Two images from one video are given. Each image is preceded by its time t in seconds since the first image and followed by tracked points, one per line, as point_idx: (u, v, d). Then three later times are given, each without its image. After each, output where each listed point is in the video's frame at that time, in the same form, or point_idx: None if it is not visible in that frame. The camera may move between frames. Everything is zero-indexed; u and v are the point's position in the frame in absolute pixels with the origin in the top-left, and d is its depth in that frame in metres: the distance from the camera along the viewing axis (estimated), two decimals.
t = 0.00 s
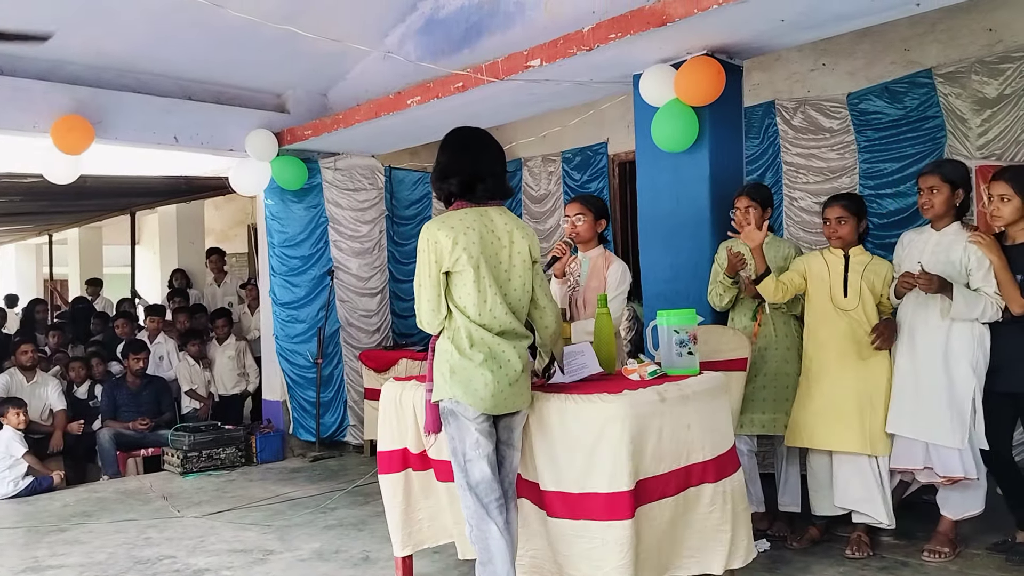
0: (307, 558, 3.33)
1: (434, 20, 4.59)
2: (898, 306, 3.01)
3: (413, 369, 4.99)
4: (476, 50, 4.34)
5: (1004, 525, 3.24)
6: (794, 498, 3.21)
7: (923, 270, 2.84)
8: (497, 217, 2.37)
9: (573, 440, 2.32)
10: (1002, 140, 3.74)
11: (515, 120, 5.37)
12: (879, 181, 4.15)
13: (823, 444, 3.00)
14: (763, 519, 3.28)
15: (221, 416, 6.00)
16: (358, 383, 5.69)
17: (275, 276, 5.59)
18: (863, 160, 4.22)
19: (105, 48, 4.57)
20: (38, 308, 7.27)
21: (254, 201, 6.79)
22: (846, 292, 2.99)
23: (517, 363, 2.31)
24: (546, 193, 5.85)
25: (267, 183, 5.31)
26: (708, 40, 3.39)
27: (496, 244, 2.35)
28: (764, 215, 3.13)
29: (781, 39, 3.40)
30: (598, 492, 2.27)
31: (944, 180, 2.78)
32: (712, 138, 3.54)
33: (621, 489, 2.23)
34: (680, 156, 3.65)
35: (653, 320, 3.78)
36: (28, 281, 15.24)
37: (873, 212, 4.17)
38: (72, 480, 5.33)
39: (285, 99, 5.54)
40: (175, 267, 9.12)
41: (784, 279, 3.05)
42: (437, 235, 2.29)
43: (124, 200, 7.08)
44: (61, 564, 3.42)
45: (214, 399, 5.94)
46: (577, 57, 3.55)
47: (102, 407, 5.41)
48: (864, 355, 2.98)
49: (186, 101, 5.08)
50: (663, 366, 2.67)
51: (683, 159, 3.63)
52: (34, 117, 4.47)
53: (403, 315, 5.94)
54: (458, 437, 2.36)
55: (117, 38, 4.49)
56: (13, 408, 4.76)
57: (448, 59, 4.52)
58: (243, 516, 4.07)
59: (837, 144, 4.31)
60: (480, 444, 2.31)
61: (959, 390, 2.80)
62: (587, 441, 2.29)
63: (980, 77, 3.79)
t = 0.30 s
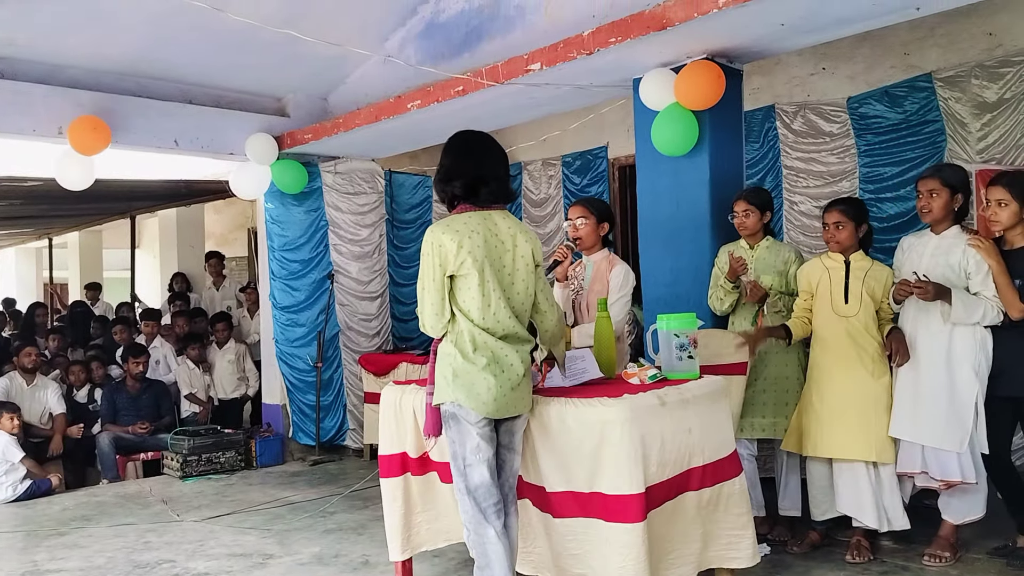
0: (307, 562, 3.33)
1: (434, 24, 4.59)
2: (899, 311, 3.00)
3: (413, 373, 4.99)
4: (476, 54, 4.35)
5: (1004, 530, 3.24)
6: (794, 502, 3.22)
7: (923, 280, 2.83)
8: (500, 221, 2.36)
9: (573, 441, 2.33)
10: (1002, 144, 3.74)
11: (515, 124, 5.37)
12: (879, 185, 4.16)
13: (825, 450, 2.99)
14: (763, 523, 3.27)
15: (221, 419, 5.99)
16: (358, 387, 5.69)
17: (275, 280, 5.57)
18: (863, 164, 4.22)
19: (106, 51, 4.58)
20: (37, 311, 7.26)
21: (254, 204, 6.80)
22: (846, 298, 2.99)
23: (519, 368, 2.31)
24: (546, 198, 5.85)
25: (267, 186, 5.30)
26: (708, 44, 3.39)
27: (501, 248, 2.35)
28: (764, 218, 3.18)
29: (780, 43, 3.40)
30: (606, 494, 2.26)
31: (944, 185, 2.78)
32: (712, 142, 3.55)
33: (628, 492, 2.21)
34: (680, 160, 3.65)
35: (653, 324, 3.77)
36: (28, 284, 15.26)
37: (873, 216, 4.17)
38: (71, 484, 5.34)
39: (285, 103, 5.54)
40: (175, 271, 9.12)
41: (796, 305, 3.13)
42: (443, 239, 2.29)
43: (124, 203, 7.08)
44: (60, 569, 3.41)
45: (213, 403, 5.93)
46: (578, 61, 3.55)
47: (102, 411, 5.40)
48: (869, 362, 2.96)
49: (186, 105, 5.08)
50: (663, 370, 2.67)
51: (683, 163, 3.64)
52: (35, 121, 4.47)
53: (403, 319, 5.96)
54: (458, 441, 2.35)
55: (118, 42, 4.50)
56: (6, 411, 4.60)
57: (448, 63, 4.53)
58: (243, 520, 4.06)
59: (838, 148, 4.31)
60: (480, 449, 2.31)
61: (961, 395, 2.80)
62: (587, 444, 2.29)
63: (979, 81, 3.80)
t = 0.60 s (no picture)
0: (307, 565, 3.32)
1: (435, 27, 4.60)
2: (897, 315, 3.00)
3: (414, 376, 4.99)
4: (477, 57, 4.35)
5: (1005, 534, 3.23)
6: (795, 505, 3.25)
7: (924, 280, 2.82)
8: (505, 224, 2.37)
9: (573, 443, 2.33)
10: (1002, 147, 3.74)
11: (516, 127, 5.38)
12: (879, 188, 4.16)
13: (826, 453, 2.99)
14: (764, 526, 3.25)
15: (222, 422, 5.98)
16: (360, 389, 5.70)
17: (276, 283, 5.58)
18: (863, 167, 4.22)
19: (107, 54, 4.58)
20: (37, 314, 7.26)
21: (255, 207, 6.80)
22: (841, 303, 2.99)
23: (521, 371, 2.31)
24: (547, 200, 5.85)
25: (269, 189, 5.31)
26: (708, 47, 3.39)
27: (506, 252, 2.35)
28: (761, 220, 3.18)
29: (781, 46, 3.40)
30: (606, 497, 2.26)
31: (944, 189, 2.78)
32: (712, 145, 3.55)
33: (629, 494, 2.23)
34: (680, 163, 3.66)
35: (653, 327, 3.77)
36: (29, 287, 15.27)
37: (874, 219, 4.17)
38: (72, 486, 5.34)
39: (286, 106, 5.55)
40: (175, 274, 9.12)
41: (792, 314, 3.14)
42: (448, 242, 2.28)
43: (125, 206, 7.08)
44: (60, 571, 3.41)
45: (214, 406, 5.92)
46: (579, 64, 3.55)
47: (102, 414, 5.40)
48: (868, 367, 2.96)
49: (188, 108, 5.09)
50: (663, 373, 2.67)
51: (683, 165, 3.64)
52: (36, 123, 4.48)
53: (403, 322, 5.95)
54: (459, 443, 2.35)
55: (119, 45, 4.50)
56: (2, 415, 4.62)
57: (449, 66, 4.53)
58: (243, 523, 4.06)
59: (838, 151, 4.32)
60: (481, 451, 2.31)
61: (963, 397, 2.80)
62: (589, 447, 2.29)
63: (980, 84, 3.80)
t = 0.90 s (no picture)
0: (307, 565, 3.32)
1: (436, 26, 4.59)
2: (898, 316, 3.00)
3: (414, 376, 4.99)
4: (477, 56, 4.35)
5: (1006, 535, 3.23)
6: (795, 506, 3.24)
7: (927, 281, 2.81)
8: (505, 225, 2.36)
9: (573, 443, 2.32)
10: (1004, 148, 3.73)
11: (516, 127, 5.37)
12: (880, 189, 4.15)
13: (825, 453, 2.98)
14: (764, 527, 3.24)
15: (221, 421, 5.98)
16: (360, 389, 5.69)
17: (276, 283, 5.57)
18: (864, 167, 4.21)
19: (107, 53, 4.58)
20: (37, 313, 7.26)
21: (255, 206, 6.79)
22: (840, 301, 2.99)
23: (521, 371, 2.30)
24: (547, 200, 5.85)
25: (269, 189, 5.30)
26: (709, 47, 3.38)
27: (506, 252, 2.34)
28: (761, 221, 3.17)
29: (782, 46, 3.39)
30: (605, 497, 2.25)
31: (946, 190, 2.77)
32: (713, 145, 3.54)
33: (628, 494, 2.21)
34: (681, 163, 3.65)
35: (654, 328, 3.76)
36: (29, 287, 15.28)
37: (874, 220, 4.17)
38: (71, 486, 5.34)
39: (287, 105, 5.54)
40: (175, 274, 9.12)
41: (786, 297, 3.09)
42: (447, 242, 2.27)
43: (126, 206, 7.08)
44: (59, 571, 3.40)
45: (214, 405, 5.92)
46: (579, 64, 3.55)
47: (102, 413, 5.39)
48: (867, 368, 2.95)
49: (188, 107, 5.09)
50: (663, 373, 2.66)
51: (684, 165, 3.63)
52: (36, 122, 4.48)
53: (403, 322, 5.95)
54: (459, 444, 2.34)
55: (119, 44, 4.50)
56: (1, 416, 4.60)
57: (449, 65, 4.52)
58: (243, 523, 4.05)
59: (839, 152, 4.31)
60: (480, 452, 2.30)
61: (963, 398, 2.79)
62: (590, 447, 2.28)
63: (981, 85, 3.79)
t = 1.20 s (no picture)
0: (306, 565, 3.32)
1: (436, 27, 4.60)
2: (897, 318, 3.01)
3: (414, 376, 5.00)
4: (477, 57, 4.35)
5: (1003, 535, 3.24)
6: (793, 507, 3.23)
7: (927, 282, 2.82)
8: (503, 224, 2.37)
9: (574, 443, 2.33)
10: (1002, 149, 3.74)
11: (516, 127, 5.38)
12: (879, 190, 4.16)
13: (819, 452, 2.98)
14: (764, 527, 3.26)
15: (221, 422, 5.98)
16: (359, 390, 5.68)
17: (276, 284, 5.59)
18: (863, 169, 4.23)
19: (108, 54, 4.58)
20: (38, 313, 7.27)
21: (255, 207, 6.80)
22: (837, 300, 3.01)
23: (519, 371, 2.31)
24: (547, 201, 5.87)
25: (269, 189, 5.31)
26: (709, 49, 3.39)
27: (504, 252, 2.35)
28: (759, 222, 3.17)
29: (780, 47, 3.40)
30: (604, 496, 2.26)
31: (944, 191, 2.77)
32: (712, 146, 3.55)
33: (627, 495, 2.22)
34: (680, 164, 3.66)
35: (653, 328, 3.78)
36: (29, 288, 15.28)
37: (873, 221, 4.17)
38: (71, 485, 5.34)
39: (287, 106, 5.55)
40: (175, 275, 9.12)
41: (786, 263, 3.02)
42: (443, 242, 2.29)
43: (126, 206, 7.08)
44: (59, 571, 3.41)
45: (213, 406, 5.92)
46: (579, 65, 3.55)
47: (102, 413, 5.40)
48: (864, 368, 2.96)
49: (189, 108, 5.10)
50: (662, 374, 2.67)
51: (683, 166, 3.64)
52: (37, 123, 4.49)
53: (403, 322, 5.97)
54: (458, 445, 2.35)
55: (120, 45, 4.50)
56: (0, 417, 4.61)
57: (449, 66, 4.53)
58: (243, 523, 4.06)
59: (838, 153, 4.33)
60: (479, 453, 2.31)
61: (963, 399, 2.79)
62: (590, 447, 2.29)
63: (980, 86, 3.80)
